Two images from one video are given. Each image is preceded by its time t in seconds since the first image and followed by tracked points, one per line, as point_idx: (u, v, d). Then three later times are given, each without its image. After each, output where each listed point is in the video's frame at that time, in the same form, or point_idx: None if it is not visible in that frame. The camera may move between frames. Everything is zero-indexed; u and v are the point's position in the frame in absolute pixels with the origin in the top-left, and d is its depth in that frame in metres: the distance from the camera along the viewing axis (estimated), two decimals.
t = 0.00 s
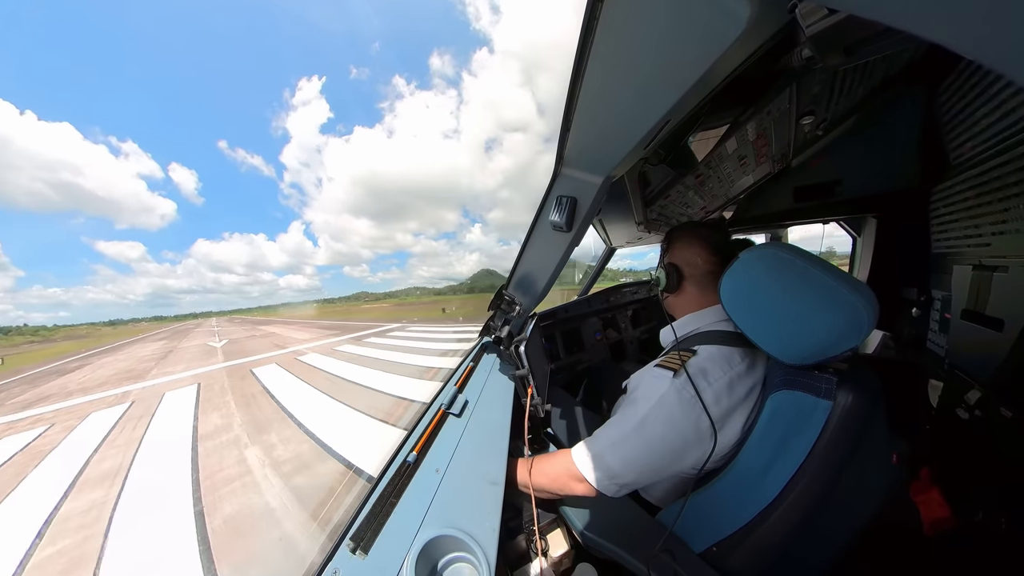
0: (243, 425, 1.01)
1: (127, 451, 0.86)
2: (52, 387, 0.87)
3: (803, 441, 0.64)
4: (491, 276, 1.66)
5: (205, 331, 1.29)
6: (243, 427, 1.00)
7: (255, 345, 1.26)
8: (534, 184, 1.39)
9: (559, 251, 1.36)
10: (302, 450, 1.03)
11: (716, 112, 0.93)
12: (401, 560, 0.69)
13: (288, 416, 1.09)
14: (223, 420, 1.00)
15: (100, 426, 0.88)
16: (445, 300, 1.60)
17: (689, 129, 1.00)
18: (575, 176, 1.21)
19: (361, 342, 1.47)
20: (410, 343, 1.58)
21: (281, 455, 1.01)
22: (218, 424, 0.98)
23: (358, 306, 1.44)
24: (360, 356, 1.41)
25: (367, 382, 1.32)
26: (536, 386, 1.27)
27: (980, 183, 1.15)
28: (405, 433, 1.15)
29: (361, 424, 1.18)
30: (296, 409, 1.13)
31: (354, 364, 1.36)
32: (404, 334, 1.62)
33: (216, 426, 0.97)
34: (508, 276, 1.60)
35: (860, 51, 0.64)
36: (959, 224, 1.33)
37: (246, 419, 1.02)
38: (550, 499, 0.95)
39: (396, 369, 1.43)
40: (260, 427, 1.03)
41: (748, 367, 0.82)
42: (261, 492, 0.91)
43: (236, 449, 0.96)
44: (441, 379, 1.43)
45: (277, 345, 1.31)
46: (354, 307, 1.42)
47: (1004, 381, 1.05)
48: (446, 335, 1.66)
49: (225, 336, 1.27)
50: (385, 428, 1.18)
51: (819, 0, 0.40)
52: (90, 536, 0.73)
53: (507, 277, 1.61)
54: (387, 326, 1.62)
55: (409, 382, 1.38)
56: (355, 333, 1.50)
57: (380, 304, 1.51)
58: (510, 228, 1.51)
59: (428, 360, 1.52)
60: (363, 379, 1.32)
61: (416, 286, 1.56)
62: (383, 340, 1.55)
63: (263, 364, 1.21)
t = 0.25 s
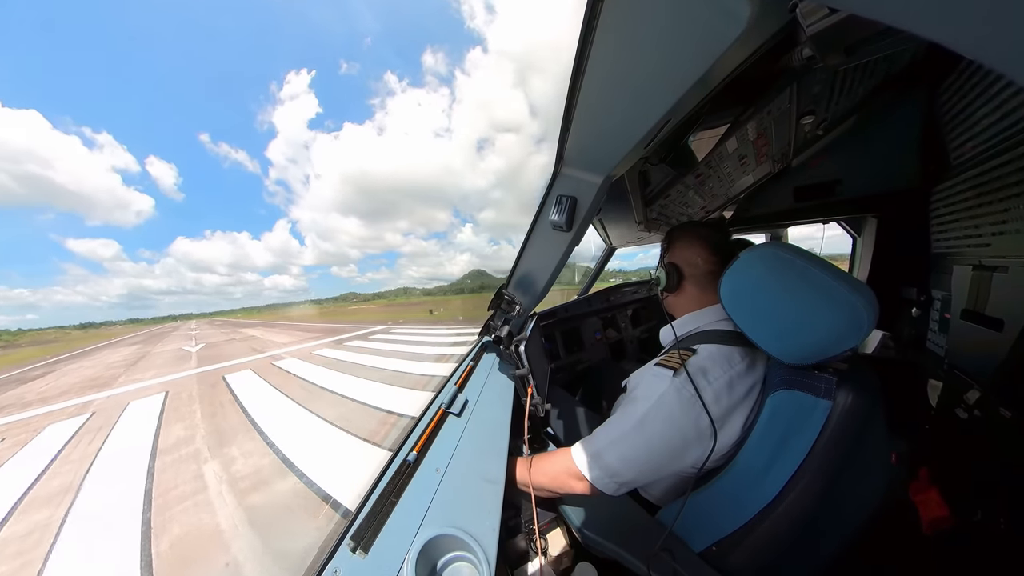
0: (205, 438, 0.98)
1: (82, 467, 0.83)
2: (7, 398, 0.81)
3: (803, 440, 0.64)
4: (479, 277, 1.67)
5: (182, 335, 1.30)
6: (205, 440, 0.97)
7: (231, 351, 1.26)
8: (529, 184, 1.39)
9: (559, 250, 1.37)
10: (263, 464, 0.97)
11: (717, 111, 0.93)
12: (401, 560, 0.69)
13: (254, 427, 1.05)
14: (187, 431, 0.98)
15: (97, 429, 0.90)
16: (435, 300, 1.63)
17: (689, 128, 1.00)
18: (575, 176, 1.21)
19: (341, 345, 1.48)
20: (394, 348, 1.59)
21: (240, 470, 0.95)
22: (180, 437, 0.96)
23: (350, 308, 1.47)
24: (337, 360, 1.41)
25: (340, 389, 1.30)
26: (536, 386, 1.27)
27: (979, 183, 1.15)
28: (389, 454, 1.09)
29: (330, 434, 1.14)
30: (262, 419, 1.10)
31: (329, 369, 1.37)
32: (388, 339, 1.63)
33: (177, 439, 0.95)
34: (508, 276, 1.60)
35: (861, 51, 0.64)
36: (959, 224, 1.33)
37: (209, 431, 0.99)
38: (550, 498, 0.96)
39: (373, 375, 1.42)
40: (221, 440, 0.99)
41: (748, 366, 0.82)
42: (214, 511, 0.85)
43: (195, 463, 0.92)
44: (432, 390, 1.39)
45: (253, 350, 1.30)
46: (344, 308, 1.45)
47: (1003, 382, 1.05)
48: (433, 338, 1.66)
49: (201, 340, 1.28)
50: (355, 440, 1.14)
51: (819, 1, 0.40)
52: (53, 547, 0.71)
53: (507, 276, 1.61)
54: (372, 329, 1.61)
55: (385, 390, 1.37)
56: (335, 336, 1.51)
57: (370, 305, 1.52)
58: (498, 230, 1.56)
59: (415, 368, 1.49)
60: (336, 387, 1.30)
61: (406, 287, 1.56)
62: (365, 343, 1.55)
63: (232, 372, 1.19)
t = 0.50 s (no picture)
0: (165, 450, 0.94)
1: (31, 485, 0.77)
2: None
3: (802, 440, 0.64)
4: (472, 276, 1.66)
5: (157, 339, 1.33)
6: (164, 453, 0.93)
7: (207, 356, 1.26)
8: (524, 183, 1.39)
9: (559, 250, 1.37)
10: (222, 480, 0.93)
11: (717, 110, 0.93)
12: (402, 559, 0.69)
13: (216, 438, 1.01)
14: (146, 444, 0.94)
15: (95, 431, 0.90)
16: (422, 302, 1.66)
17: (689, 128, 1.00)
18: (575, 176, 1.21)
19: (323, 349, 1.43)
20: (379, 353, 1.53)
21: (196, 486, 0.89)
22: (139, 449, 0.92)
23: (342, 312, 1.50)
24: (318, 366, 1.36)
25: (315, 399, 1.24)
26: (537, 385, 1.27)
27: (979, 183, 1.15)
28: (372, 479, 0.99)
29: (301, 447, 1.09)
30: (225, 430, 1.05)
31: (308, 377, 1.31)
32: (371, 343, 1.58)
33: (135, 453, 0.90)
34: (508, 275, 1.60)
35: (862, 51, 0.64)
36: (958, 225, 1.33)
37: (171, 442, 0.95)
38: (550, 497, 0.96)
39: (354, 382, 1.36)
40: (180, 452, 0.94)
41: (748, 366, 0.82)
42: (163, 534, 0.82)
43: (150, 477, 0.88)
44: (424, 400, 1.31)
45: (228, 357, 1.29)
46: (337, 312, 1.49)
47: (1001, 382, 1.06)
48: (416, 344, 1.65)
49: (176, 345, 1.30)
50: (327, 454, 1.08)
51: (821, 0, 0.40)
52: (13, 563, 0.67)
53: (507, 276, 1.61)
54: (356, 331, 1.58)
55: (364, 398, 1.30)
56: (318, 340, 1.46)
57: (361, 307, 1.52)
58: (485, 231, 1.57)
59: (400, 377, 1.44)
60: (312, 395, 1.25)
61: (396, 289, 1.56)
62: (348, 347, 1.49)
63: (203, 379, 1.15)
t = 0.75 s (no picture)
0: (122, 465, 0.84)
1: None
2: None
3: (802, 440, 0.64)
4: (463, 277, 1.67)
5: (132, 343, 1.17)
6: (121, 468, 0.84)
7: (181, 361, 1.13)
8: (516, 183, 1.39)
9: (559, 249, 1.37)
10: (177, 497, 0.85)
11: (717, 110, 0.93)
12: (402, 559, 0.69)
13: (180, 452, 0.94)
14: (102, 459, 0.84)
15: (54, 444, 0.80)
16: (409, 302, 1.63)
17: (689, 127, 1.00)
18: (575, 175, 1.21)
19: (302, 353, 1.36)
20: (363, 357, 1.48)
21: (149, 505, 0.82)
22: (95, 464, 0.82)
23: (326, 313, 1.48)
24: (293, 371, 1.28)
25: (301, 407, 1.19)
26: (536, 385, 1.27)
27: (980, 183, 1.15)
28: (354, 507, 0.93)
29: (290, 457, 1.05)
30: (191, 444, 0.96)
31: (284, 384, 1.23)
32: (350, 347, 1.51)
33: (91, 467, 0.81)
34: (508, 274, 1.61)
35: (862, 51, 0.65)
36: (958, 225, 1.33)
37: (128, 456, 0.86)
38: (550, 496, 0.96)
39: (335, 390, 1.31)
40: (137, 467, 0.85)
41: (748, 365, 0.82)
42: (109, 557, 0.72)
43: (103, 495, 0.79)
44: (414, 413, 1.24)
45: (204, 361, 1.15)
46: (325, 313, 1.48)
47: (1000, 382, 1.06)
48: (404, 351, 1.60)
49: (151, 349, 1.16)
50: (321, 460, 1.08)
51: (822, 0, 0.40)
52: None
53: (507, 275, 1.61)
54: (336, 334, 1.53)
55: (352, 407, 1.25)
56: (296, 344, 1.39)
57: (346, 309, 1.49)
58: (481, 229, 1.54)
59: (389, 385, 1.38)
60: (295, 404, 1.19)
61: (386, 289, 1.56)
62: (327, 352, 1.44)
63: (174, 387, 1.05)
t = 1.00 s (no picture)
0: (76, 481, 0.75)
1: None
2: None
3: (801, 439, 0.64)
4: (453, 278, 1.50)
5: (104, 348, 1.10)
6: (75, 484, 0.75)
7: (152, 367, 1.06)
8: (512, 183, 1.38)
9: (559, 249, 1.37)
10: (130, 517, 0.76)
11: (717, 110, 0.93)
12: (402, 559, 0.69)
13: (138, 467, 0.84)
14: (56, 475, 0.74)
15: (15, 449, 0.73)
16: (399, 303, 1.48)
17: (689, 127, 1.00)
18: (575, 174, 1.21)
19: (279, 358, 1.26)
20: (350, 359, 1.37)
21: (99, 525, 0.72)
22: (46, 480, 0.73)
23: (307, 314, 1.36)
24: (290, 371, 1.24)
25: (277, 417, 1.09)
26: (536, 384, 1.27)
27: (980, 183, 1.15)
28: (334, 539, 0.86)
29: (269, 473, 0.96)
30: (156, 459, 0.87)
31: (258, 393, 1.13)
32: (336, 347, 1.40)
33: (42, 483, 0.72)
34: (508, 274, 1.61)
35: (861, 51, 0.65)
36: (958, 225, 1.33)
37: (84, 471, 0.77)
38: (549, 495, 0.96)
39: (312, 398, 1.19)
40: (91, 483, 0.76)
41: (747, 364, 0.82)
42: None
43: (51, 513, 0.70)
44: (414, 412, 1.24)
45: (177, 366, 1.10)
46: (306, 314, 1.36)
47: (999, 383, 1.06)
48: (398, 352, 1.49)
49: (123, 354, 1.09)
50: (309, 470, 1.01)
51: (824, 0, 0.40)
52: None
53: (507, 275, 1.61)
54: (320, 335, 1.41)
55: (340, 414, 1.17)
56: (273, 348, 1.29)
57: (331, 309, 1.37)
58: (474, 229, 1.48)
59: (375, 394, 1.29)
60: (275, 410, 1.10)
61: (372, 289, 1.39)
62: (306, 355, 1.32)
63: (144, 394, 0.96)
